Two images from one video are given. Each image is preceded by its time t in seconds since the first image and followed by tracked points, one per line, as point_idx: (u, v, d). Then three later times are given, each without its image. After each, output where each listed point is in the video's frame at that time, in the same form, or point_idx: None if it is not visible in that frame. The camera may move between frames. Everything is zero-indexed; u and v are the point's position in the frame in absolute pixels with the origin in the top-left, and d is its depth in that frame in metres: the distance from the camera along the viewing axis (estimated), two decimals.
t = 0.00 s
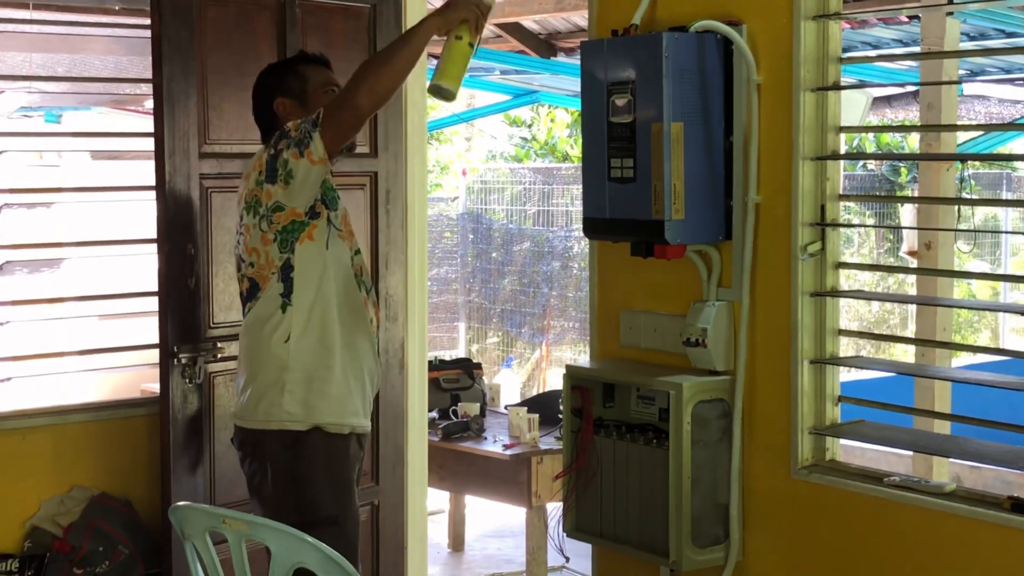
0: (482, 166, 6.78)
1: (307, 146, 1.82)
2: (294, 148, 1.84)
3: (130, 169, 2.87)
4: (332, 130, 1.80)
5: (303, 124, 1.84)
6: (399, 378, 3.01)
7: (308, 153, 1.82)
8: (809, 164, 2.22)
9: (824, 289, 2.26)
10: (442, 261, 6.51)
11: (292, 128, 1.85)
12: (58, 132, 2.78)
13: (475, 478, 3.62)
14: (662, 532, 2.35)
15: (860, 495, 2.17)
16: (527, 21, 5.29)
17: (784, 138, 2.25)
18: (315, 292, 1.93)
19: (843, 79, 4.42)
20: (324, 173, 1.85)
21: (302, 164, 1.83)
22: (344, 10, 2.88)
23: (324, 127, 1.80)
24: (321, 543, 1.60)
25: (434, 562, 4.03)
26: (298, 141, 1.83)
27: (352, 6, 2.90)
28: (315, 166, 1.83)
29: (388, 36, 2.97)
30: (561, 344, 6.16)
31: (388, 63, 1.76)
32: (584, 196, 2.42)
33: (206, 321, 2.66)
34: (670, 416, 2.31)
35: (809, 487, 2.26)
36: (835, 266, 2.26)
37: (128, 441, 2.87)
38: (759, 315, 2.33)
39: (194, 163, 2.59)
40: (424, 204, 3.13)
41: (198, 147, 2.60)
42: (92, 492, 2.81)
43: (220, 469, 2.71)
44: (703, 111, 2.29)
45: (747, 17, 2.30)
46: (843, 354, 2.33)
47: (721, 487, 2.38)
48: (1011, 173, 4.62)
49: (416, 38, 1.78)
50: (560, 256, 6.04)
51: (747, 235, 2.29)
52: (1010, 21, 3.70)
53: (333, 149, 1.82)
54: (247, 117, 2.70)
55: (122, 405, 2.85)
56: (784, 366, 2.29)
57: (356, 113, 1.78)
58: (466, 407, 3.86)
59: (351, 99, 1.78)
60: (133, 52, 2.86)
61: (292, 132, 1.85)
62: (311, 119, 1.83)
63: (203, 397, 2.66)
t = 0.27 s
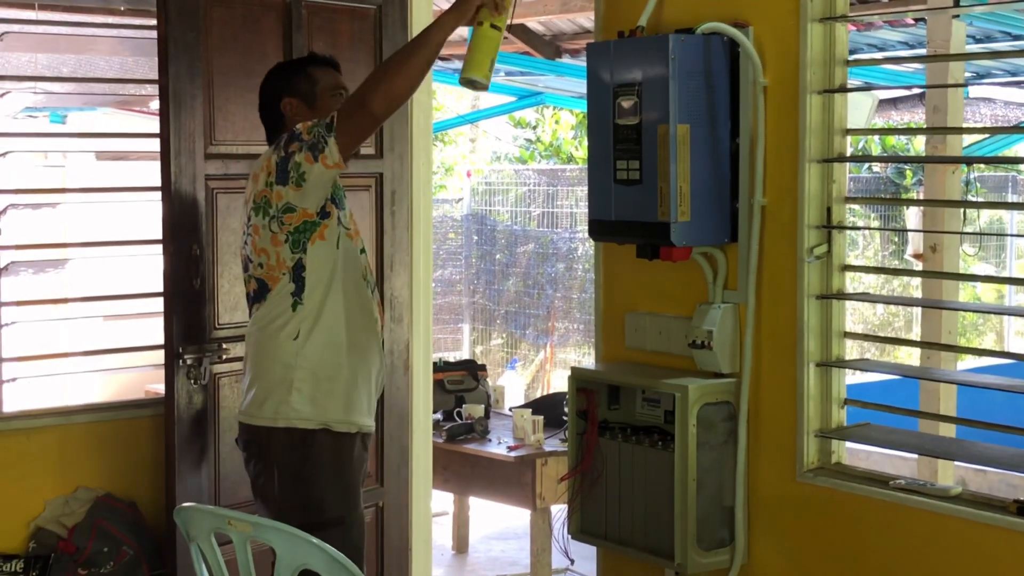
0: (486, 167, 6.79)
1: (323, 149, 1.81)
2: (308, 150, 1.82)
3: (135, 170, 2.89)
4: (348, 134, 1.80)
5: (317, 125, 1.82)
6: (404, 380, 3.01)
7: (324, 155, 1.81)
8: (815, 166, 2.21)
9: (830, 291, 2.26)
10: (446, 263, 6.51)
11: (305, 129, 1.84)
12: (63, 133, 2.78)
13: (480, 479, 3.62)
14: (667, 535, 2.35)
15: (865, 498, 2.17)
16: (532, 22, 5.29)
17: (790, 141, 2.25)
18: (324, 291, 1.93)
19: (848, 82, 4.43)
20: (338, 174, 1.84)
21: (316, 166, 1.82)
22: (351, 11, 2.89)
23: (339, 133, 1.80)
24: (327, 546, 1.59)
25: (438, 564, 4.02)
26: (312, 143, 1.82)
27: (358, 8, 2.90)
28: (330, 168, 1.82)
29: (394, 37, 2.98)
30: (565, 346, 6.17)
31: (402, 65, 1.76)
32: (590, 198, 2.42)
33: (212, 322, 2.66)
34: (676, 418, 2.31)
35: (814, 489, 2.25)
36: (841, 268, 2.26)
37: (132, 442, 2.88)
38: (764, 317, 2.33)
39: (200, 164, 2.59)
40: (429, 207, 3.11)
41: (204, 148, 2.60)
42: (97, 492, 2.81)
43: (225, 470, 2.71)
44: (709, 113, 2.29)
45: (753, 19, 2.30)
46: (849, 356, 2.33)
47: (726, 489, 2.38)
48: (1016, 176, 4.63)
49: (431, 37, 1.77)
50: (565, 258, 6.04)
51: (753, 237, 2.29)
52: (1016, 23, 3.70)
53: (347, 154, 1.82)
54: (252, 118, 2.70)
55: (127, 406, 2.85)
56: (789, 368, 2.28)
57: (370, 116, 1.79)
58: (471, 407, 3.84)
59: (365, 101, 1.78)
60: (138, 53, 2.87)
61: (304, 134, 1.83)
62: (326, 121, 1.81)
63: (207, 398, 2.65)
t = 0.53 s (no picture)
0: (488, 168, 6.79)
1: (319, 152, 1.82)
2: (304, 153, 1.84)
3: (136, 170, 2.89)
4: (346, 138, 1.80)
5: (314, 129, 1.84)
6: (405, 381, 3.01)
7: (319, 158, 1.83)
8: (817, 167, 2.21)
9: (832, 292, 2.26)
10: (448, 263, 6.51)
11: (304, 132, 1.86)
12: (65, 133, 2.78)
13: (481, 480, 3.61)
14: (668, 536, 2.35)
15: (867, 499, 2.16)
16: (536, 23, 5.31)
17: (792, 140, 2.25)
18: (320, 296, 1.92)
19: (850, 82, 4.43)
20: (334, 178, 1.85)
21: (311, 169, 1.84)
22: (352, 11, 2.89)
23: (337, 135, 1.81)
24: (328, 545, 1.59)
25: (440, 564, 4.02)
26: (309, 146, 1.83)
27: (360, 8, 2.91)
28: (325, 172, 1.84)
29: (397, 37, 2.99)
30: (567, 347, 6.15)
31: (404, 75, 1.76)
32: (592, 198, 2.42)
33: (213, 322, 2.66)
34: (677, 418, 2.30)
35: (816, 490, 2.25)
36: (843, 269, 2.26)
37: (134, 442, 2.89)
38: (766, 318, 2.33)
39: (202, 164, 2.59)
40: (432, 207, 3.11)
41: (206, 148, 2.60)
42: (99, 492, 2.82)
43: (226, 471, 2.72)
44: (711, 113, 2.29)
45: (755, 19, 2.30)
46: (851, 356, 2.33)
47: (727, 489, 2.38)
48: (1018, 176, 4.63)
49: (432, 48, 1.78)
50: (567, 259, 6.04)
51: (754, 237, 2.29)
52: (1018, 24, 3.70)
53: (344, 157, 1.83)
54: (254, 118, 2.71)
55: (129, 406, 2.86)
56: (791, 368, 2.28)
57: (369, 122, 1.78)
58: (472, 408, 3.83)
59: (366, 107, 1.78)
60: (140, 53, 2.87)
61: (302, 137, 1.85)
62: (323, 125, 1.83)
63: (209, 398, 2.66)
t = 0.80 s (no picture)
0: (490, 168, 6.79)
1: (330, 151, 1.81)
2: (314, 150, 1.83)
3: (138, 169, 2.89)
4: (360, 139, 1.79)
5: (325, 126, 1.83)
6: (408, 380, 3.01)
7: (330, 156, 1.81)
8: (819, 165, 2.21)
9: (834, 290, 2.26)
10: (450, 263, 6.52)
11: (313, 128, 1.84)
12: (67, 132, 2.79)
13: (483, 479, 3.61)
14: (670, 534, 2.35)
15: (869, 497, 2.16)
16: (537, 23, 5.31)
17: (794, 139, 2.25)
18: (319, 293, 1.93)
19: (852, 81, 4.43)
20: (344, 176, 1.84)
21: (320, 167, 1.83)
22: (353, 10, 2.90)
23: (348, 135, 1.80)
24: (330, 544, 1.59)
25: (442, 563, 4.02)
26: (320, 144, 1.82)
27: (362, 7, 2.92)
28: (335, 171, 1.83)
29: (398, 37, 3.00)
30: (569, 346, 6.15)
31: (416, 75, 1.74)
32: (593, 196, 2.42)
33: (215, 321, 2.67)
34: (679, 417, 2.30)
35: (818, 488, 2.25)
36: (845, 267, 2.26)
37: (136, 440, 2.89)
38: (768, 316, 2.32)
39: (204, 163, 2.60)
40: (434, 205, 3.11)
41: (208, 147, 2.61)
42: (101, 491, 2.82)
43: (228, 469, 2.72)
44: (713, 112, 2.29)
45: (757, 17, 2.30)
46: (853, 355, 2.33)
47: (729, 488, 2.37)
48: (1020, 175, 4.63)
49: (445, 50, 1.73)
50: (568, 258, 6.04)
51: (757, 236, 2.29)
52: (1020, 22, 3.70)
53: (354, 158, 1.82)
54: (256, 117, 2.71)
55: (131, 406, 2.87)
56: (793, 367, 2.28)
57: (380, 126, 1.77)
58: (473, 407, 3.87)
59: (379, 111, 1.76)
60: (142, 53, 2.88)
61: (311, 134, 1.84)
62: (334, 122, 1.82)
63: (211, 397, 2.66)
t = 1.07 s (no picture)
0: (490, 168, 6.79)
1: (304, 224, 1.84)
2: (286, 215, 1.86)
3: (139, 170, 2.89)
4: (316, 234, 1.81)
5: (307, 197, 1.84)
6: (409, 381, 3.00)
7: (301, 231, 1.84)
8: (820, 166, 2.21)
9: (836, 291, 2.26)
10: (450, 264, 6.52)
11: (297, 188, 1.86)
12: (68, 133, 2.79)
13: (484, 480, 3.61)
14: (671, 535, 2.34)
15: (871, 498, 2.16)
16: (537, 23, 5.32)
17: (795, 140, 2.24)
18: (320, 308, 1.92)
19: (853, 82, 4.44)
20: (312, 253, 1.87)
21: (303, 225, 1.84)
22: (355, 11, 2.90)
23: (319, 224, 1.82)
24: (331, 546, 1.59)
25: (443, 564, 4.02)
26: (297, 216, 1.84)
27: (362, 7, 2.92)
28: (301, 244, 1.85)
29: (399, 38, 3.00)
30: (570, 346, 6.20)
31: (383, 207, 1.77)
32: (594, 197, 2.42)
33: (216, 322, 2.67)
34: (680, 418, 2.30)
35: (820, 489, 2.25)
36: (847, 268, 2.25)
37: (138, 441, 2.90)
38: (769, 317, 2.32)
39: (205, 164, 2.60)
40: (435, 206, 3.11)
41: (209, 148, 2.61)
42: (102, 493, 2.82)
43: (230, 471, 2.72)
44: (715, 112, 2.29)
45: (759, 18, 2.30)
46: (855, 356, 2.32)
47: (731, 489, 2.37)
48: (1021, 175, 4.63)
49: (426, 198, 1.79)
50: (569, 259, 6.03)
51: (758, 236, 2.29)
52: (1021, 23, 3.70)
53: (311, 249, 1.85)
54: (257, 118, 2.71)
55: (132, 407, 2.87)
56: (794, 368, 2.28)
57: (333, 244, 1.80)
58: (476, 407, 3.86)
59: (334, 231, 1.79)
60: (143, 54, 2.88)
61: (297, 192, 1.86)
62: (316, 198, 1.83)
63: (211, 398, 2.66)
